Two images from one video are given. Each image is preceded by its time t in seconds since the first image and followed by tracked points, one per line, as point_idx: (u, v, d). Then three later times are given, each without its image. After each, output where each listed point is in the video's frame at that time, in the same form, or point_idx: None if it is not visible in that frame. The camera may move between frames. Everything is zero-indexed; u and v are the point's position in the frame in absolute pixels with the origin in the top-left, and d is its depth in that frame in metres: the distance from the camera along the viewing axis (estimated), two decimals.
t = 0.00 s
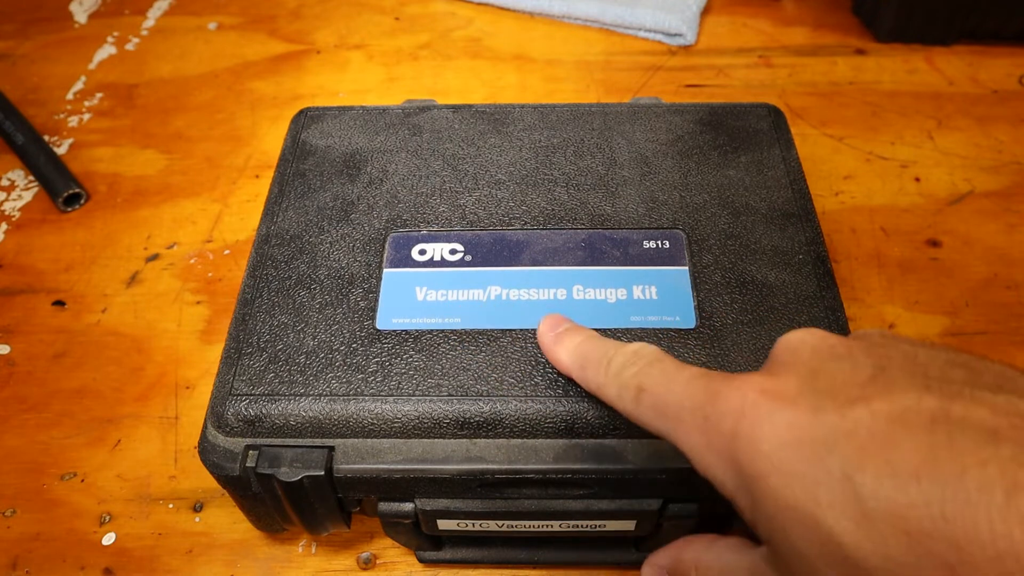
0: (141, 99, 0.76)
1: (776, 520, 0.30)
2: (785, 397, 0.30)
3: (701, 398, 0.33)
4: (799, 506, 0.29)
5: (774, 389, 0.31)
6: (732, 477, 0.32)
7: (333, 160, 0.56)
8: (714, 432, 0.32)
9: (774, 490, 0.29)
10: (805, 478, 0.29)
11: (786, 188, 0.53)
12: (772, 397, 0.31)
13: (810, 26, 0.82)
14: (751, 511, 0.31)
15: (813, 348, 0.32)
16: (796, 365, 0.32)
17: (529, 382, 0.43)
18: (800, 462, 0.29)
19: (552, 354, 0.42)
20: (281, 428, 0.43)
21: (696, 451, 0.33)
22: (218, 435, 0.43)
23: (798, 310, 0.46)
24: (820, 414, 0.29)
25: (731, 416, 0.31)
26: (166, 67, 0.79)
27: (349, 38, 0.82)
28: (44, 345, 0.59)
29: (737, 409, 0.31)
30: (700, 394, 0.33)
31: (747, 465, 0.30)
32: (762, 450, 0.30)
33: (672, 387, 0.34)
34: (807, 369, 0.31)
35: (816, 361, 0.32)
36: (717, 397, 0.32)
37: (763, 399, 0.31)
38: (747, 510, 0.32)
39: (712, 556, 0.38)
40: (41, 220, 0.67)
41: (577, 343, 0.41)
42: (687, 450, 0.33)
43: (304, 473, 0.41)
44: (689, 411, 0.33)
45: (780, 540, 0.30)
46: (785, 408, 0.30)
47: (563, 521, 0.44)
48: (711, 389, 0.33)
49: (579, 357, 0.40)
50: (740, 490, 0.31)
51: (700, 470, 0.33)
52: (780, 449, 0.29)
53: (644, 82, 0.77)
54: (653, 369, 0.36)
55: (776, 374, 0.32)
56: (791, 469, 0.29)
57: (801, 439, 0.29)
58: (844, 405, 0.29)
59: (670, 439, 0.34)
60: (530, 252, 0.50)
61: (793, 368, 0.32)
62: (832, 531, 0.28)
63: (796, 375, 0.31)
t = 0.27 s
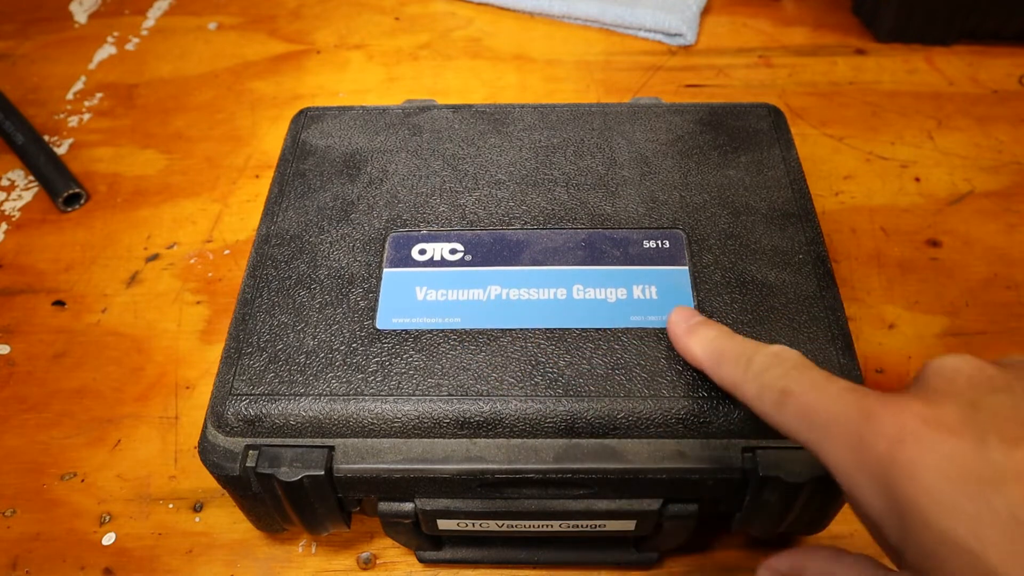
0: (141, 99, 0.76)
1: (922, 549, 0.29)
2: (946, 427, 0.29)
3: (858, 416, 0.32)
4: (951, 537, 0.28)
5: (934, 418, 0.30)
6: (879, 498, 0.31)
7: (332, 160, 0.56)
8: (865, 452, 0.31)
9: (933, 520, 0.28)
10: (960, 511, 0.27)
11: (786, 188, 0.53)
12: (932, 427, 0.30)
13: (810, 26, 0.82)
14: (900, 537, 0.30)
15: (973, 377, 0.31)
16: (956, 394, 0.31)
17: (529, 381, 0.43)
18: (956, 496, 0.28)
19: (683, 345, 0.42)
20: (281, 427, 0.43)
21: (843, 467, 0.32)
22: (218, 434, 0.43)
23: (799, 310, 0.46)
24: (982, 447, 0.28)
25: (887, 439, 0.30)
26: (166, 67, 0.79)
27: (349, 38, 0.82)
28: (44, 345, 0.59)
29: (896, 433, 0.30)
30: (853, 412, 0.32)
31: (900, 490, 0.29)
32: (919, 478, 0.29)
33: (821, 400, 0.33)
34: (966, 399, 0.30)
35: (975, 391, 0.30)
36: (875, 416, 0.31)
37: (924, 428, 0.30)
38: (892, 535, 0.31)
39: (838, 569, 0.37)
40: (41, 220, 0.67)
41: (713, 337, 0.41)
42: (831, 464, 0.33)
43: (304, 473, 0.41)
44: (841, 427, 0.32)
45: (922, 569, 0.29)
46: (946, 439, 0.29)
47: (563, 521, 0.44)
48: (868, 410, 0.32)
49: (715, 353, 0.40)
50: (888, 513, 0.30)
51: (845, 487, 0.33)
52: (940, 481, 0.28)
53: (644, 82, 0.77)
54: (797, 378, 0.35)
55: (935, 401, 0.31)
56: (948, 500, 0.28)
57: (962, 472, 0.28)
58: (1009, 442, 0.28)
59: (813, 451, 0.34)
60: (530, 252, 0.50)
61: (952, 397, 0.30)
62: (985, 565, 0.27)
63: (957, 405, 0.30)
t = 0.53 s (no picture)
0: (141, 99, 0.76)
1: None
2: (993, 467, 0.30)
3: (904, 453, 0.33)
4: (995, 566, 0.28)
5: (979, 456, 0.31)
6: (930, 531, 0.32)
7: (332, 160, 0.56)
8: (912, 488, 0.32)
9: (981, 552, 0.29)
10: (1007, 544, 0.28)
11: (786, 188, 0.53)
12: (978, 465, 0.31)
13: (810, 27, 0.82)
14: (950, 568, 0.31)
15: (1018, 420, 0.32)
16: (997, 435, 0.32)
17: (529, 382, 0.43)
18: (1004, 530, 0.29)
19: (706, 361, 0.42)
20: (281, 428, 0.43)
21: (891, 502, 0.33)
22: (218, 435, 0.43)
23: (798, 310, 0.46)
24: None
25: (936, 476, 0.31)
26: (166, 67, 0.79)
27: (349, 38, 0.82)
28: (44, 345, 0.59)
29: (944, 470, 0.31)
30: (898, 448, 0.33)
31: (950, 524, 0.31)
32: (969, 513, 0.30)
33: (865, 436, 0.34)
34: (1009, 440, 0.32)
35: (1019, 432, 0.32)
36: (921, 454, 0.32)
37: (971, 466, 0.31)
38: (945, 567, 0.32)
39: None
40: (41, 220, 0.67)
41: (738, 358, 0.41)
42: (878, 499, 0.34)
43: (304, 473, 0.41)
44: (886, 462, 0.33)
45: None
46: (993, 478, 0.30)
47: (563, 521, 0.44)
48: (913, 447, 0.33)
49: (743, 376, 0.40)
50: (939, 546, 0.32)
51: (893, 520, 0.34)
52: (989, 515, 0.29)
53: (644, 82, 0.77)
54: (837, 413, 0.36)
55: (980, 441, 0.32)
56: (996, 534, 0.29)
57: (1012, 509, 0.29)
58: None
59: (858, 486, 0.35)
60: (530, 253, 0.50)
61: (995, 438, 0.32)
62: None
63: (1002, 446, 0.31)
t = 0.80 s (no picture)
0: (141, 99, 0.76)
1: None
2: (989, 469, 0.31)
3: (901, 455, 0.33)
4: (992, 568, 0.29)
5: (976, 458, 0.31)
6: (927, 533, 0.32)
7: (332, 160, 0.56)
8: (909, 491, 0.32)
9: (978, 554, 0.29)
10: (1004, 546, 0.29)
11: (786, 188, 0.53)
12: (976, 467, 0.31)
13: (810, 27, 0.82)
14: (948, 570, 0.31)
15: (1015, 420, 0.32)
16: (995, 436, 0.32)
17: (529, 382, 0.43)
18: (1002, 532, 0.29)
19: (706, 362, 0.42)
20: (281, 428, 0.43)
21: (889, 504, 0.33)
22: (218, 435, 0.43)
23: (798, 311, 0.46)
24: None
25: (933, 479, 0.31)
26: (166, 67, 0.79)
27: (349, 38, 0.82)
28: (44, 345, 0.59)
29: (941, 473, 0.31)
30: (895, 451, 0.33)
31: (947, 526, 0.31)
32: (966, 516, 0.30)
33: (862, 439, 0.34)
34: (1007, 442, 0.32)
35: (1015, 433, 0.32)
36: (919, 457, 0.32)
37: (967, 468, 0.31)
38: (943, 569, 0.32)
39: None
40: (41, 220, 0.67)
41: (737, 359, 0.41)
42: (876, 501, 0.34)
43: (304, 473, 0.41)
44: (884, 465, 0.33)
45: None
46: (989, 479, 0.30)
47: (563, 521, 0.44)
48: (910, 450, 0.32)
49: (742, 378, 0.40)
50: (937, 548, 0.32)
51: (891, 522, 0.34)
52: (986, 518, 0.29)
53: (644, 82, 0.77)
54: (835, 415, 0.36)
55: (976, 443, 0.32)
56: (994, 537, 0.29)
57: (1009, 511, 0.29)
58: None
59: (856, 488, 0.35)
60: (530, 252, 0.50)
61: (992, 440, 0.32)
62: None
63: (999, 447, 0.31)
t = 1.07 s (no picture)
0: (141, 99, 0.76)
1: (984, 565, 0.31)
2: (1001, 454, 0.32)
3: (913, 444, 0.33)
4: (1010, 550, 0.30)
5: (988, 445, 0.32)
6: (940, 520, 0.33)
7: (332, 160, 0.56)
8: (922, 478, 0.33)
9: (994, 537, 0.30)
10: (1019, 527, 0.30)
11: (786, 188, 0.53)
12: (988, 453, 0.32)
13: (810, 27, 0.82)
14: (961, 555, 0.32)
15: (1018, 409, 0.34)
16: (1004, 424, 0.33)
17: (529, 382, 0.43)
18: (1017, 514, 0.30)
19: (708, 360, 0.42)
20: (281, 428, 0.43)
21: (900, 494, 0.34)
22: (218, 435, 0.43)
23: (799, 311, 0.46)
24: None
25: (946, 465, 0.32)
26: (166, 67, 0.79)
27: (349, 38, 0.82)
28: (44, 345, 0.59)
29: (954, 459, 0.32)
30: (907, 440, 0.34)
31: (961, 511, 0.32)
32: (982, 500, 0.31)
33: (872, 429, 0.35)
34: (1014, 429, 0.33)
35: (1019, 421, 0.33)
36: (931, 445, 0.33)
37: (979, 454, 0.32)
38: (955, 555, 0.33)
39: None
40: (41, 220, 0.67)
41: (741, 357, 0.41)
42: (887, 491, 0.34)
43: (304, 473, 0.41)
44: (895, 454, 0.34)
45: None
46: (1001, 464, 0.31)
47: (563, 521, 0.44)
48: (922, 438, 0.33)
49: (747, 375, 0.40)
50: (950, 534, 0.32)
51: (901, 511, 0.34)
52: (1000, 500, 0.30)
53: (644, 82, 0.77)
54: (843, 408, 0.36)
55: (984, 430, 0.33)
56: (1008, 519, 0.30)
57: (1023, 493, 0.30)
58: None
59: (866, 480, 0.35)
60: (530, 253, 0.50)
61: (1001, 427, 0.33)
62: None
63: (1006, 434, 0.32)
